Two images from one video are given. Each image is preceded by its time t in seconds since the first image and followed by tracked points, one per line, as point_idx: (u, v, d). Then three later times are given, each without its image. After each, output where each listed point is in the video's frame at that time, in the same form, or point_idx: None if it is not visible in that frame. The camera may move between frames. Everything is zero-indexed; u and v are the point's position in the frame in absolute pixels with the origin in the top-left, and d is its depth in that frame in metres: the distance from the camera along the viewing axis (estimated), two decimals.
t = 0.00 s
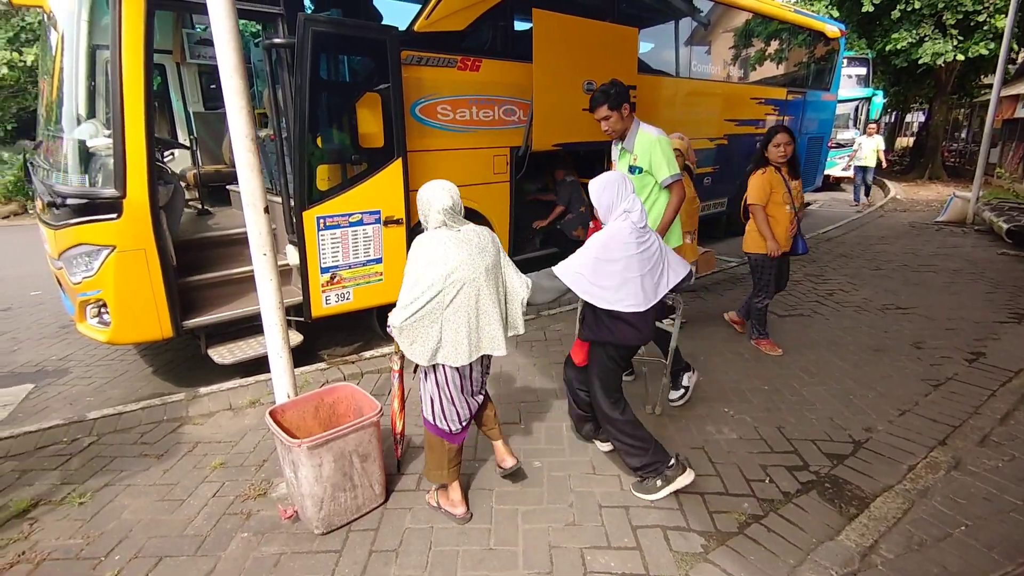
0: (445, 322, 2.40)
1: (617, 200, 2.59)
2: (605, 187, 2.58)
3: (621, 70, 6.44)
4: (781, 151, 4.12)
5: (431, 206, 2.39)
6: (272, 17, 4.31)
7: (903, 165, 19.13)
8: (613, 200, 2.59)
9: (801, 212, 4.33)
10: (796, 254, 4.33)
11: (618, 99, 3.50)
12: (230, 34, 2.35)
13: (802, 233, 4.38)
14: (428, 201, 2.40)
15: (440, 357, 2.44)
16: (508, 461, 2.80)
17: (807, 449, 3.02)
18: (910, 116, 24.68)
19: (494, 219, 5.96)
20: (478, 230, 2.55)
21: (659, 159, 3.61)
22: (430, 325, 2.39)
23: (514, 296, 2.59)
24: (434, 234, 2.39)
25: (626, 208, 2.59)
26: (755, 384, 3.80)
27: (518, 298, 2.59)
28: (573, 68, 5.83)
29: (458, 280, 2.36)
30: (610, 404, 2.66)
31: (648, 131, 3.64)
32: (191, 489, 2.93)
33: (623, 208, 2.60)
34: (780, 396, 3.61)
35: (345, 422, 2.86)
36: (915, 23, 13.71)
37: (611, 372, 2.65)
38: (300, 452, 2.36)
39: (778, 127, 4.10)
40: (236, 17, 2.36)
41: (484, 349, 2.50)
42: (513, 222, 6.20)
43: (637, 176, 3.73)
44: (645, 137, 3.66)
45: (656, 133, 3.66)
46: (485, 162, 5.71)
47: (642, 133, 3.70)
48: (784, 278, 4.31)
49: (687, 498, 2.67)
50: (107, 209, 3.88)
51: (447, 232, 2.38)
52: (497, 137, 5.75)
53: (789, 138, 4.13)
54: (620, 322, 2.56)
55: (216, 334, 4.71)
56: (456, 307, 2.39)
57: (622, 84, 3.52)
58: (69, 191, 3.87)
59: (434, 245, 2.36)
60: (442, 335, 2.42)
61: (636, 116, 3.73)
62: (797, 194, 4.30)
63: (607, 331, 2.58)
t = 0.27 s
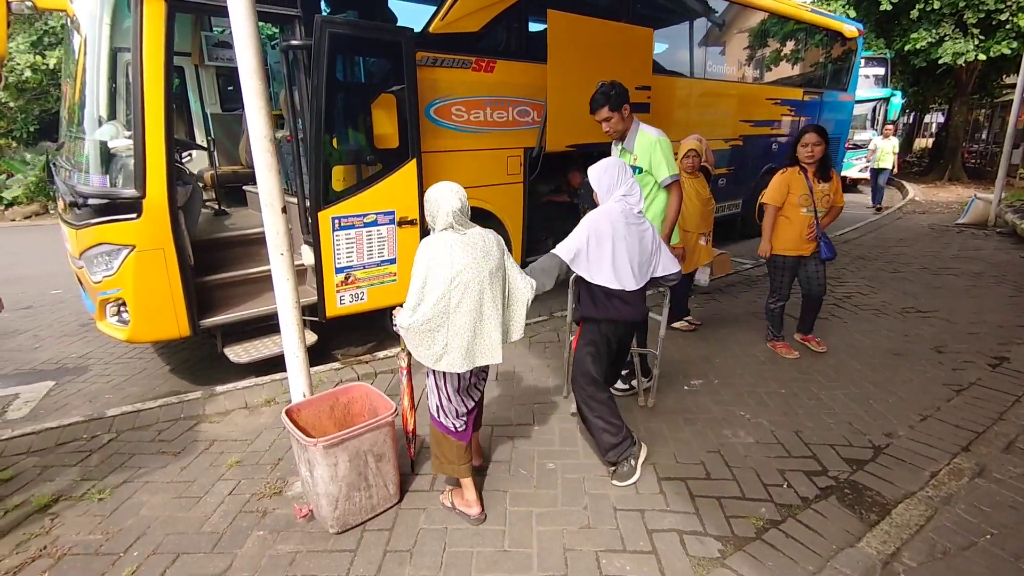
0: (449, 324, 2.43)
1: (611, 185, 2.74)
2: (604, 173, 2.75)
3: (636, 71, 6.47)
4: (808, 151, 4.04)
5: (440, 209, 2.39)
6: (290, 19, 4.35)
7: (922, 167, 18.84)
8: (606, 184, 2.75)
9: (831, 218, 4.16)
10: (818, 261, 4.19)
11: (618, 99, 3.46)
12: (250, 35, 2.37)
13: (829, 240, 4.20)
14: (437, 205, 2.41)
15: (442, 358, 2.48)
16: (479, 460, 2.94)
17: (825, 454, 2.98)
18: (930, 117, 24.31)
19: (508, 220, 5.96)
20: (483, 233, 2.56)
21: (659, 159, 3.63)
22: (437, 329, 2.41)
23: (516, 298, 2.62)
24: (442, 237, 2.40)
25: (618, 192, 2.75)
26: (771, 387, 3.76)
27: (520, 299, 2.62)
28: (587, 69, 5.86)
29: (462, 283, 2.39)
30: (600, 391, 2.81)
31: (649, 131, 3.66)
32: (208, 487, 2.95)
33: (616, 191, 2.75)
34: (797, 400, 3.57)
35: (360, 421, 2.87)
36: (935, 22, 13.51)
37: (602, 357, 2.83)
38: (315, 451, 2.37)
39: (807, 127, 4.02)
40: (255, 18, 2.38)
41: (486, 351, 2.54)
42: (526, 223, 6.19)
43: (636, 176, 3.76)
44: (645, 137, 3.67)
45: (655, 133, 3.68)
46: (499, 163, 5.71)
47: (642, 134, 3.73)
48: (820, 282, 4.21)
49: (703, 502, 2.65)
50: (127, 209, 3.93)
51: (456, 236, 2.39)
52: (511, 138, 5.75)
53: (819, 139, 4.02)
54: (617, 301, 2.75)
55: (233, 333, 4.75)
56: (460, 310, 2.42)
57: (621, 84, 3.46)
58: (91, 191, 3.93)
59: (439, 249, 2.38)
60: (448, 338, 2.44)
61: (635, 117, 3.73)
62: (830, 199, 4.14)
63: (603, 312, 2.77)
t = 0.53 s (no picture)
0: (451, 320, 2.45)
1: (604, 194, 2.74)
2: (595, 182, 2.74)
3: (649, 73, 6.52)
4: (842, 153, 3.96)
5: (451, 206, 2.42)
6: (304, 23, 4.39)
7: (941, 169, 18.54)
8: (600, 193, 2.75)
9: (861, 225, 4.02)
10: (840, 267, 4.11)
11: (614, 103, 3.51)
12: (264, 39, 2.39)
13: (859, 248, 4.05)
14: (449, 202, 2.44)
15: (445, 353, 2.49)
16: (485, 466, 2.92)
17: (842, 461, 2.93)
18: (949, 118, 23.92)
19: (520, 222, 5.96)
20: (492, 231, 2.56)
21: (652, 163, 3.66)
22: (438, 322, 2.44)
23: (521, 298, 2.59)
24: (451, 233, 2.42)
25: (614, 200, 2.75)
26: (786, 393, 3.72)
27: (525, 299, 2.61)
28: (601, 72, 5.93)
29: (465, 279, 2.40)
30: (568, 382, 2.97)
31: (643, 134, 3.68)
32: (220, 486, 2.98)
33: (611, 199, 2.75)
34: (812, 406, 3.52)
35: (372, 423, 2.88)
36: (955, 22, 13.29)
37: (574, 357, 2.93)
38: (326, 452, 2.38)
39: (843, 129, 3.95)
40: (270, 22, 2.40)
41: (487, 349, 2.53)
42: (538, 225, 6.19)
43: (630, 179, 3.79)
44: (639, 140, 3.69)
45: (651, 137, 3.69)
46: (511, 165, 5.72)
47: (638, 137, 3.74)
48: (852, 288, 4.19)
49: (716, 508, 2.62)
50: (144, 210, 3.98)
51: (463, 233, 2.41)
52: (523, 140, 5.76)
53: (854, 142, 3.90)
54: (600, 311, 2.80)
55: (246, 333, 4.80)
56: (463, 306, 2.42)
57: (618, 88, 3.51)
58: (109, 193, 3.98)
59: (445, 244, 2.40)
60: (448, 332, 2.47)
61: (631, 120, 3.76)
62: (862, 205, 4.00)
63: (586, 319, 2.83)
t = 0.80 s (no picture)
0: (457, 312, 2.55)
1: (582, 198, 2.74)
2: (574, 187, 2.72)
3: (661, 74, 6.52)
4: (873, 154, 3.88)
5: (452, 204, 2.55)
6: (315, 25, 4.40)
7: (962, 170, 18.19)
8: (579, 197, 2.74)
9: (886, 231, 3.89)
10: (861, 272, 4.03)
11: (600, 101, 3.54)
12: (272, 40, 2.38)
13: (884, 254, 3.92)
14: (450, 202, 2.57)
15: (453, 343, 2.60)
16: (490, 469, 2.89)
17: (857, 470, 2.86)
18: (971, 119, 23.46)
19: (530, 223, 5.93)
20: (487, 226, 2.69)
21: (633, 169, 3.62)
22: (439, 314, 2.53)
23: (522, 287, 2.71)
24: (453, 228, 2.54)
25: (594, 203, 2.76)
26: (800, 399, 3.65)
27: (523, 290, 2.72)
28: (612, 73, 5.96)
29: (468, 273, 2.50)
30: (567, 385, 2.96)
31: (630, 139, 3.65)
32: (227, 488, 2.98)
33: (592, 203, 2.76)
34: (827, 413, 3.45)
35: (377, 426, 2.87)
36: (977, 21, 13.02)
37: (572, 358, 2.92)
38: (331, 455, 2.37)
39: (877, 131, 3.87)
40: (278, 23, 2.39)
41: (491, 339, 2.64)
42: (549, 227, 6.16)
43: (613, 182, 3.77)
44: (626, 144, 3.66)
45: (636, 142, 3.65)
46: (522, 167, 5.69)
47: (624, 140, 3.72)
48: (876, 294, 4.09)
49: (727, 518, 2.56)
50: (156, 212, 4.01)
51: (464, 229, 2.53)
52: (534, 142, 5.74)
53: (887, 144, 3.80)
54: (591, 314, 2.81)
55: (257, 334, 4.81)
56: (464, 297, 2.53)
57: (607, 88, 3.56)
58: (121, 195, 4.01)
59: (444, 241, 2.50)
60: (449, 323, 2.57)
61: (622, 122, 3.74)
62: (889, 210, 3.89)
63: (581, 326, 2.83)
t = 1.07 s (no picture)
0: (424, 323, 2.50)
1: (552, 201, 2.73)
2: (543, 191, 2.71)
3: (670, 78, 6.45)
4: (890, 159, 3.80)
5: (427, 210, 2.49)
6: (319, 29, 4.38)
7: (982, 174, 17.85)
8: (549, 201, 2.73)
9: (897, 238, 3.80)
10: (873, 281, 3.94)
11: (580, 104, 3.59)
12: (268, 43, 2.34)
13: (896, 262, 3.83)
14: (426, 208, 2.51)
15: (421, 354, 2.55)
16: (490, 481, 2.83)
17: (871, 486, 2.76)
18: (990, 122, 23.06)
19: (537, 229, 5.88)
20: (463, 231, 2.60)
21: (607, 174, 3.58)
22: (409, 324, 2.49)
23: (497, 298, 2.63)
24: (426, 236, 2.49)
25: (565, 206, 2.74)
26: (812, 411, 3.56)
27: (499, 299, 2.63)
28: (619, 77, 5.91)
29: (435, 284, 2.45)
30: (558, 391, 2.92)
31: (607, 145, 3.63)
32: (223, 498, 2.93)
33: (563, 206, 2.74)
34: (839, 425, 3.35)
35: (375, 437, 2.81)
36: (996, 23, 12.78)
37: (562, 364, 2.87)
38: (325, 467, 2.32)
39: (895, 136, 3.78)
40: (274, 27, 2.35)
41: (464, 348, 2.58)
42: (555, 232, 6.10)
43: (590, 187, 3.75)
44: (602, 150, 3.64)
45: (613, 147, 3.60)
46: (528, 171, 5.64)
47: (603, 146, 3.70)
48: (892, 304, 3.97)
49: (733, 536, 2.47)
50: (159, 217, 3.99)
51: (436, 237, 2.48)
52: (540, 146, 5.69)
53: (903, 149, 3.72)
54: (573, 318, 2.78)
55: (260, 341, 4.79)
56: (434, 307, 2.48)
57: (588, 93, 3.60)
58: (126, 200, 4.01)
59: (414, 250, 2.47)
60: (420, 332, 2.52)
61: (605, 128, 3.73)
62: (903, 217, 3.80)
63: (563, 331, 2.79)
